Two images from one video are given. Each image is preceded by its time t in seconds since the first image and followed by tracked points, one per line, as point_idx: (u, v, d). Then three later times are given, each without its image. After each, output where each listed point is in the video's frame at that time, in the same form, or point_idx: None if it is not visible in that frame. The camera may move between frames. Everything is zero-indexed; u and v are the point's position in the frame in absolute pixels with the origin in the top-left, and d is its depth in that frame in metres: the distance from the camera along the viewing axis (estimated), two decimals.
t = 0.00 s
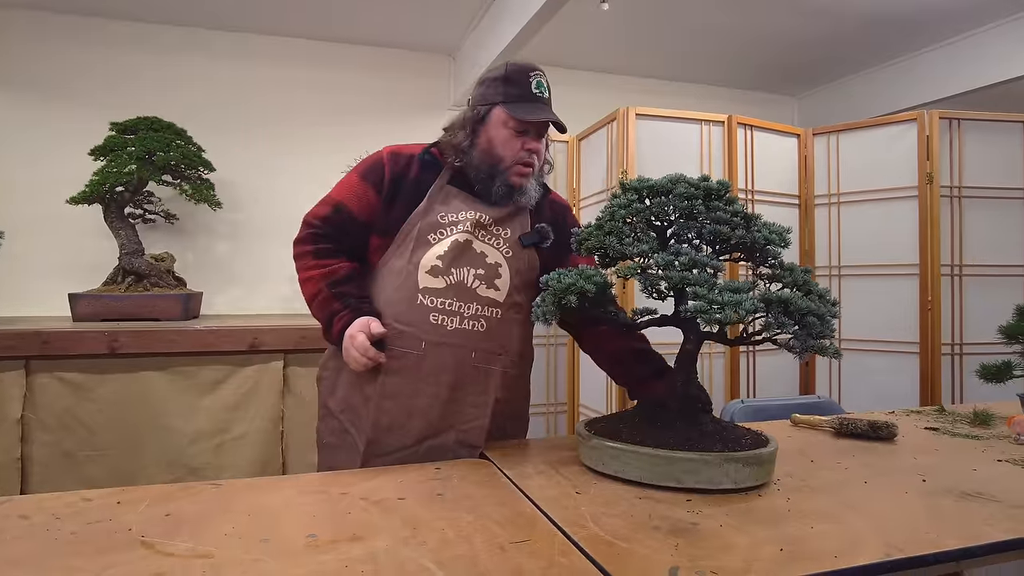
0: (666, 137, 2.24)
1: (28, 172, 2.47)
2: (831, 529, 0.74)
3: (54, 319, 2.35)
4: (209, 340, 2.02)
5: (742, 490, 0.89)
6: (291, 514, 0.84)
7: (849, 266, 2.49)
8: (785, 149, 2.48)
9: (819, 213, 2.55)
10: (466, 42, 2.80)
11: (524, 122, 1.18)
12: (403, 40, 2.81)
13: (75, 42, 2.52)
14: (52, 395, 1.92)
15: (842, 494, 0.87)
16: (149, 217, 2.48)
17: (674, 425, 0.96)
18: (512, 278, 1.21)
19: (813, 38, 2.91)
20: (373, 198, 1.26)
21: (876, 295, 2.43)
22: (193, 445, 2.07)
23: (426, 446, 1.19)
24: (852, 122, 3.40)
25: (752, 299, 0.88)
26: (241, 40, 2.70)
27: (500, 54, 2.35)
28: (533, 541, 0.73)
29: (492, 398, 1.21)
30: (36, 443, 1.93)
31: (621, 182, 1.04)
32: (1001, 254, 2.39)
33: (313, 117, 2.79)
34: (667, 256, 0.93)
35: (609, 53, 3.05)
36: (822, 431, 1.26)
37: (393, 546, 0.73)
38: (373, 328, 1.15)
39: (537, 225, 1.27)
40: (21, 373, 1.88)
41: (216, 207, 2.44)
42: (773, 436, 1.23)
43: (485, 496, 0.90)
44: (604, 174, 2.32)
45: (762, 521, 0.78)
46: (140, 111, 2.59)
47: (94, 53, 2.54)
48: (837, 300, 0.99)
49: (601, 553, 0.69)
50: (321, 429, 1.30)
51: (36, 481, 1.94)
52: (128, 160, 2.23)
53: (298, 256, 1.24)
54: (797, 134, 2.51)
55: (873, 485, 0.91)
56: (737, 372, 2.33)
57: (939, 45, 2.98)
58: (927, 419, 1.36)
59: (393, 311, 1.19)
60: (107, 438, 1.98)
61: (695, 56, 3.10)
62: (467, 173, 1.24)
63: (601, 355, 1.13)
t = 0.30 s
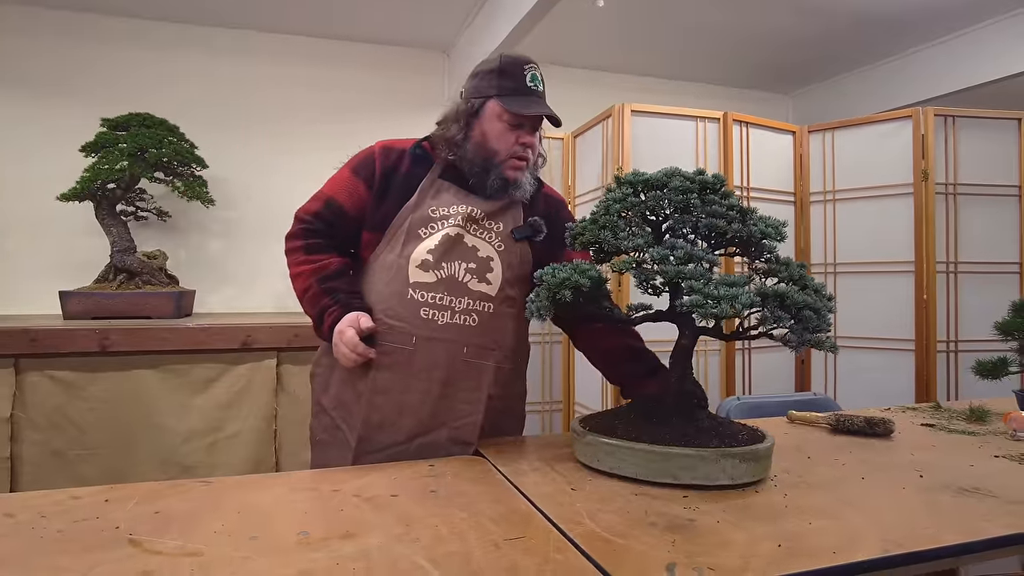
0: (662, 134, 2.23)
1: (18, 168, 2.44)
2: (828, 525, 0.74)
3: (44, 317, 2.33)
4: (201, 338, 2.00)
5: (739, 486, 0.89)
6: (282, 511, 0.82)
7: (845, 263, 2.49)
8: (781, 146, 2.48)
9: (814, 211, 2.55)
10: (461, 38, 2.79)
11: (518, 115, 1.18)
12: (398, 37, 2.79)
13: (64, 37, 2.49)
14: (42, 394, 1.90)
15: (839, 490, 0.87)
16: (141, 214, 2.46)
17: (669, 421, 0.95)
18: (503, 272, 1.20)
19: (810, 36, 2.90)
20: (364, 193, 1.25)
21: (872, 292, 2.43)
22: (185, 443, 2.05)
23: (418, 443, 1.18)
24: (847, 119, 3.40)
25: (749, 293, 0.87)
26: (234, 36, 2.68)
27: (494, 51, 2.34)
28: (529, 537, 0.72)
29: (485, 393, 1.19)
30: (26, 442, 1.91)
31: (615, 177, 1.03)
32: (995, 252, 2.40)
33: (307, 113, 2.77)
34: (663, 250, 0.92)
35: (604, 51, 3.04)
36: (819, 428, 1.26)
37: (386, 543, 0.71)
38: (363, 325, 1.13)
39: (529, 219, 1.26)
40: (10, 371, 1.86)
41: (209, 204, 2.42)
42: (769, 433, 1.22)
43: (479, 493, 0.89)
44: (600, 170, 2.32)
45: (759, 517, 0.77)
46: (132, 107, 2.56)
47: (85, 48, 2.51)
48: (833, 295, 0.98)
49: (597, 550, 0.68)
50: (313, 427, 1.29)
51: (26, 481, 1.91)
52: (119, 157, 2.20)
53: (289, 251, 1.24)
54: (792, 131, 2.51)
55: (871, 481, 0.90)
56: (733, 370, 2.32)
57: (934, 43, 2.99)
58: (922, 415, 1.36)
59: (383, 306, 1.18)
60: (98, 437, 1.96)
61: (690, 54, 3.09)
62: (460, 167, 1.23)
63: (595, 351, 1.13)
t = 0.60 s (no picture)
0: (660, 131, 2.22)
1: (9, 166, 2.42)
2: (829, 528, 0.72)
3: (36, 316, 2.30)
4: (193, 337, 1.97)
5: (736, 485, 0.88)
6: (272, 514, 0.80)
7: (843, 261, 2.48)
8: (779, 143, 2.47)
9: (812, 209, 2.54)
10: (458, 36, 2.77)
11: (506, 108, 1.15)
12: (394, 34, 2.77)
13: (56, 33, 2.46)
14: (32, 394, 1.87)
15: (840, 492, 0.85)
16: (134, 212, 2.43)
17: (665, 422, 0.93)
18: (497, 268, 1.19)
19: (808, 34, 2.88)
20: (352, 192, 1.23)
21: (870, 291, 2.42)
22: (178, 443, 2.02)
23: (414, 445, 1.16)
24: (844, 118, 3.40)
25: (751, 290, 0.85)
26: (230, 33, 2.65)
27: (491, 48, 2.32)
28: (523, 541, 0.70)
29: (481, 392, 1.17)
30: (15, 443, 1.88)
31: (607, 172, 1.01)
32: (995, 250, 2.39)
33: (302, 111, 2.75)
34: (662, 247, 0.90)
35: (602, 48, 3.03)
36: (818, 428, 1.24)
37: (377, 547, 0.69)
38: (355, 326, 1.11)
39: (521, 214, 1.24)
40: None
41: (202, 202, 2.39)
42: (768, 434, 1.20)
43: (473, 495, 0.87)
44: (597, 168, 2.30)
45: (759, 520, 0.75)
46: (125, 104, 2.53)
47: (78, 44, 2.48)
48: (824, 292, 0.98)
49: (594, 554, 0.66)
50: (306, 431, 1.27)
51: (16, 482, 1.89)
52: (111, 154, 2.18)
53: (277, 252, 1.22)
54: (790, 129, 2.50)
55: (872, 483, 0.89)
56: (731, 369, 2.31)
57: (930, 42, 2.98)
58: (922, 415, 1.35)
59: (375, 306, 1.16)
60: (89, 437, 1.94)
61: (688, 52, 3.08)
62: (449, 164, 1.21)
63: (580, 349, 1.11)
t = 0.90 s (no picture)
0: (658, 130, 2.20)
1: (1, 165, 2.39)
2: (833, 535, 0.70)
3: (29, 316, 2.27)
4: (186, 337, 1.95)
5: (735, 489, 0.86)
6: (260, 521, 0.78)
7: (843, 261, 2.46)
8: (777, 142, 2.45)
9: (812, 209, 2.53)
10: (455, 34, 2.75)
11: (491, 103, 1.14)
12: (391, 32, 2.75)
13: (48, 30, 2.43)
14: (23, 395, 1.84)
15: (842, 497, 0.83)
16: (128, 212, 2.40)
17: (662, 426, 0.91)
18: (489, 265, 1.17)
19: (808, 33, 2.87)
20: (340, 191, 1.21)
21: (869, 291, 2.40)
22: (172, 445, 2.00)
23: (408, 446, 1.14)
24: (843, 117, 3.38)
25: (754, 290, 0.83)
26: (225, 31, 2.63)
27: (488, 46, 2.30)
28: (518, 549, 0.68)
29: (475, 392, 1.15)
30: (6, 445, 1.86)
31: (601, 169, 0.99)
32: (996, 249, 2.37)
33: (298, 109, 2.73)
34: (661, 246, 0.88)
35: (600, 47, 3.01)
36: (819, 430, 1.22)
37: (367, 555, 0.67)
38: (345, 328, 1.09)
39: (512, 210, 1.23)
40: None
41: (197, 201, 2.37)
42: (768, 437, 1.18)
43: (467, 500, 0.85)
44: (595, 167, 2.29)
45: (760, 527, 0.73)
46: (118, 102, 2.51)
47: (71, 42, 2.46)
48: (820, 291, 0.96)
49: (590, 563, 0.64)
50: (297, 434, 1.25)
51: (7, 485, 1.86)
52: (104, 153, 2.15)
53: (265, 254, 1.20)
54: (790, 128, 2.48)
55: (874, 487, 0.87)
56: (730, 370, 2.30)
57: (928, 41, 2.98)
58: (924, 417, 1.33)
59: (365, 306, 1.13)
60: (81, 439, 1.91)
61: (687, 50, 3.06)
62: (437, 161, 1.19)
63: (571, 347, 1.09)
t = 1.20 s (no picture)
0: (658, 129, 2.17)
1: None
2: (840, 544, 0.68)
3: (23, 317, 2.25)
4: (181, 339, 1.93)
5: (739, 496, 0.84)
6: (250, 529, 0.76)
7: (845, 261, 2.44)
8: (778, 141, 2.43)
9: (813, 208, 2.51)
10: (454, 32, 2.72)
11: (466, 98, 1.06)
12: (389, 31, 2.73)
13: (41, 28, 2.41)
14: (15, 398, 1.82)
15: (847, 503, 0.81)
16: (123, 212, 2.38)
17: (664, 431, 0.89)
18: (484, 262, 1.16)
19: (809, 31, 2.84)
20: (324, 196, 1.17)
21: (871, 291, 2.39)
22: (167, 448, 1.98)
23: (413, 451, 1.12)
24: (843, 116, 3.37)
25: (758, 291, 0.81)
26: (221, 29, 2.61)
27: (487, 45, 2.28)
28: (516, 559, 0.66)
29: (477, 391, 1.14)
30: None
31: (601, 168, 0.97)
32: (998, 249, 2.35)
33: (294, 108, 2.70)
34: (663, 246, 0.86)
35: (600, 45, 2.99)
36: (822, 433, 1.20)
37: (360, 565, 0.65)
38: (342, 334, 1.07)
39: (503, 204, 1.21)
40: None
41: (193, 201, 2.35)
42: (770, 440, 1.16)
43: (464, 507, 0.83)
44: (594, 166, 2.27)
45: (764, 535, 0.71)
46: (112, 101, 2.48)
47: (66, 40, 2.43)
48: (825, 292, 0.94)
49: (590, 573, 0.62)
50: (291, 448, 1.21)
51: None
52: (99, 152, 2.13)
53: (250, 266, 1.16)
54: (790, 127, 2.46)
55: (880, 493, 0.85)
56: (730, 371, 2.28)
57: (927, 41, 2.97)
58: (928, 419, 1.31)
59: (361, 310, 1.11)
60: (75, 442, 1.89)
61: (687, 49, 3.03)
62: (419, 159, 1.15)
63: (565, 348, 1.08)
